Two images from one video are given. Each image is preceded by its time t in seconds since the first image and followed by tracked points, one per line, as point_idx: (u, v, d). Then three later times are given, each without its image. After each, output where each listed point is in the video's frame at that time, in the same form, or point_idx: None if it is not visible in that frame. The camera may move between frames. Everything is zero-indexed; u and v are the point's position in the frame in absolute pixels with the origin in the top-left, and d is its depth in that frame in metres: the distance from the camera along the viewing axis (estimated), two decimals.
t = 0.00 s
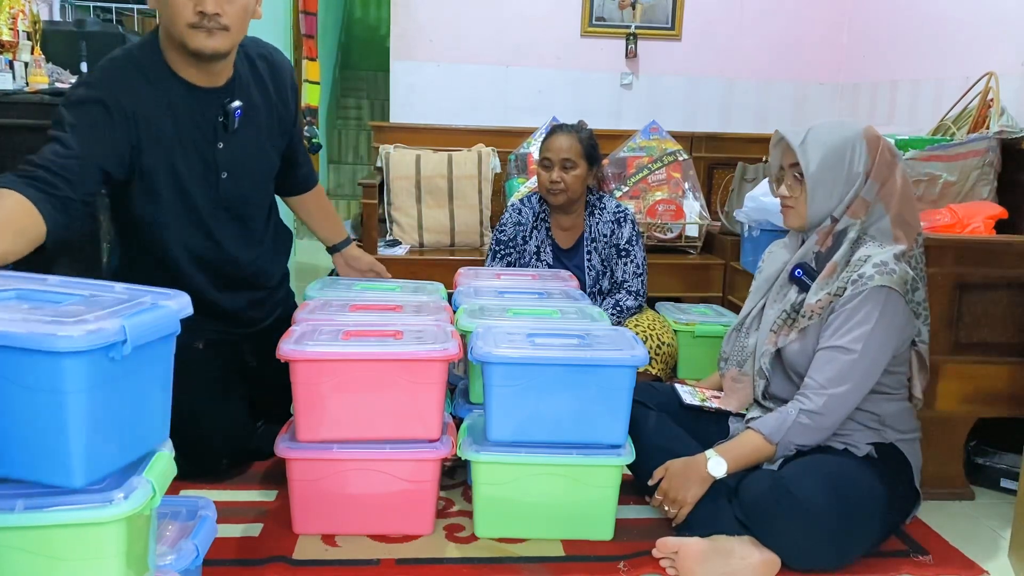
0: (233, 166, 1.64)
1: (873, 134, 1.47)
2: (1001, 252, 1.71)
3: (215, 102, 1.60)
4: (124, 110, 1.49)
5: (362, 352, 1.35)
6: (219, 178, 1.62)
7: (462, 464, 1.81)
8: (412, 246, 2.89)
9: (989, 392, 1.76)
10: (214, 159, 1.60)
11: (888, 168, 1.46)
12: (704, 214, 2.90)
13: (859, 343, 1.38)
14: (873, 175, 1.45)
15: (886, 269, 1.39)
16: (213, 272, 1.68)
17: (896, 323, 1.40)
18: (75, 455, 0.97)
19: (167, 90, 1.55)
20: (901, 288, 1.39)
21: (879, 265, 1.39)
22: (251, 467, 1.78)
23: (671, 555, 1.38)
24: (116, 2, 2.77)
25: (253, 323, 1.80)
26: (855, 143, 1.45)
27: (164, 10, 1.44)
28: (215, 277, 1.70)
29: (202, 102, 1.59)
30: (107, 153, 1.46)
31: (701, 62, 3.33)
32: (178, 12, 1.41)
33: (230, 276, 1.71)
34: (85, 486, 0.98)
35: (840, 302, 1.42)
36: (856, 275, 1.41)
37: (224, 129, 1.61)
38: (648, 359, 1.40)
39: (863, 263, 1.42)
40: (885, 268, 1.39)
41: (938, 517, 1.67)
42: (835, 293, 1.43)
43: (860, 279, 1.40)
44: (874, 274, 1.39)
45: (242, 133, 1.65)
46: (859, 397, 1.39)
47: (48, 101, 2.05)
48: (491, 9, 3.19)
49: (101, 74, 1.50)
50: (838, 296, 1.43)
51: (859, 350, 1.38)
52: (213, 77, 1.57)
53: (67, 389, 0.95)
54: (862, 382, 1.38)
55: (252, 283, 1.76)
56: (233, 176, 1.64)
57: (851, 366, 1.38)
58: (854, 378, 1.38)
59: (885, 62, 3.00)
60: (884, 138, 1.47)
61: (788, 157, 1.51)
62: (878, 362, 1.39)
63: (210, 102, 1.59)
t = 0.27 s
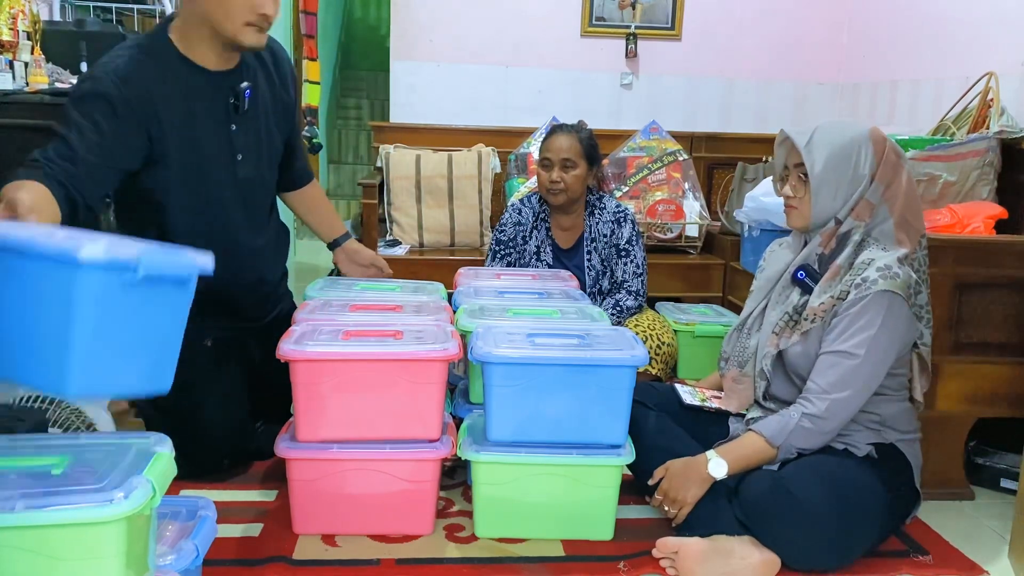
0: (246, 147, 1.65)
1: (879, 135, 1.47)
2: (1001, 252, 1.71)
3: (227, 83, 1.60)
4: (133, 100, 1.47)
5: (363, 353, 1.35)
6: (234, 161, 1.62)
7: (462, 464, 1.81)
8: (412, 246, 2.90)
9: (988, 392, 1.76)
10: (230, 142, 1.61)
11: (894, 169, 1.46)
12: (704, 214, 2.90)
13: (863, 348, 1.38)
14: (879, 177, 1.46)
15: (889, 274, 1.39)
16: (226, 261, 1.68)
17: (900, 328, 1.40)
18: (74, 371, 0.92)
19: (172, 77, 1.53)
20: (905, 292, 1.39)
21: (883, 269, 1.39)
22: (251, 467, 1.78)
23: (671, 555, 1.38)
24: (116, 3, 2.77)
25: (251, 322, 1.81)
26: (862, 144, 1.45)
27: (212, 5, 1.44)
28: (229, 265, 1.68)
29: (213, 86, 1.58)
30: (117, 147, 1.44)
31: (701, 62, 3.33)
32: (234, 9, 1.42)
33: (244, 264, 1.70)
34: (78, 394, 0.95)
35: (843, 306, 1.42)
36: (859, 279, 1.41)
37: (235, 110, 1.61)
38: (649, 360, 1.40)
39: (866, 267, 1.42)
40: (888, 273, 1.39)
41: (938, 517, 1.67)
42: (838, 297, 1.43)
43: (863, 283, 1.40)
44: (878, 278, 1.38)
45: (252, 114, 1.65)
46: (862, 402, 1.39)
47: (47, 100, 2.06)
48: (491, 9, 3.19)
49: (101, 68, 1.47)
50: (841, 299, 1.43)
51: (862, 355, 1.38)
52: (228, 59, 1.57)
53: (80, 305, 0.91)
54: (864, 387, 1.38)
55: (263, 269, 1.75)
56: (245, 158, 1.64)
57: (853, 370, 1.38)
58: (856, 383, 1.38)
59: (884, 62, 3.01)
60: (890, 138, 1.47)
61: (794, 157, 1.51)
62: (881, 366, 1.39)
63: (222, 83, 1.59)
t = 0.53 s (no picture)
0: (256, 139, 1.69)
1: (882, 135, 1.47)
2: (1001, 252, 1.71)
3: (240, 76, 1.64)
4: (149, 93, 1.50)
5: (362, 354, 1.36)
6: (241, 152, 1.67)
7: (462, 464, 1.81)
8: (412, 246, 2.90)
9: (988, 392, 1.76)
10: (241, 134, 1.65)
11: (897, 170, 1.46)
12: (704, 214, 2.90)
13: (864, 350, 1.38)
14: (880, 179, 1.45)
15: (889, 276, 1.39)
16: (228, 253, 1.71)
17: (900, 330, 1.40)
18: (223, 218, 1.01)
19: (186, 71, 1.56)
20: (905, 294, 1.39)
21: (883, 272, 1.39)
22: (251, 467, 1.78)
23: (671, 555, 1.38)
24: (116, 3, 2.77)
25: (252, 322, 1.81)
26: (863, 144, 1.45)
27: (245, 6, 1.48)
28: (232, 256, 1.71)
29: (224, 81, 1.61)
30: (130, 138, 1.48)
31: (701, 61, 3.33)
32: (268, 16, 1.49)
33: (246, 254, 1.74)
34: (279, 251, 1.14)
35: (844, 308, 1.42)
36: (859, 281, 1.41)
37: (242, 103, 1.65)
38: (648, 360, 1.40)
39: (867, 269, 1.42)
40: (889, 275, 1.39)
41: (938, 517, 1.67)
42: (838, 299, 1.44)
43: (864, 285, 1.40)
44: (878, 280, 1.38)
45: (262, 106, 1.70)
46: (862, 404, 1.39)
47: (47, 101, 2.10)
48: (491, 9, 3.19)
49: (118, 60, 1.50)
50: (842, 301, 1.43)
51: (862, 357, 1.38)
52: (242, 55, 1.62)
53: (220, 149, 1.02)
54: (865, 390, 1.38)
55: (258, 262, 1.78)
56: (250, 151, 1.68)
57: (854, 372, 1.38)
58: (857, 385, 1.38)
59: (884, 62, 3.01)
60: (892, 139, 1.47)
61: (796, 157, 1.52)
62: (882, 368, 1.39)
63: (235, 77, 1.63)
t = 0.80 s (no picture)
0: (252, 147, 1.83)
1: (882, 135, 1.45)
2: (1001, 252, 1.71)
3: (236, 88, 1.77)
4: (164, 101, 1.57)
5: (363, 354, 1.36)
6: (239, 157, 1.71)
7: (462, 464, 1.81)
8: (412, 246, 2.90)
9: (988, 392, 1.76)
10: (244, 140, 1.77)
11: (898, 170, 1.45)
12: (704, 214, 2.90)
13: (863, 350, 1.38)
14: (878, 181, 1.45)
15: (889, 277, 1.39)
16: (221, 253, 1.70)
17: (900, 331, 1.40)
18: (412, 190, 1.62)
19: (200, 81, 1.67)
20: (905, 295, 1.39)
21: (883, 272, 1.39)
22: (250, 467, 1.78)
23: (671, 555, 1.37)
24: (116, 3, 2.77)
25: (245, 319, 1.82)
26: (860, 146, 1.45)
27: (237, 28, 1.61)
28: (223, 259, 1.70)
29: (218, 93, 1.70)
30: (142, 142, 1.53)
31: (701, 61, 3.33)
32: (259, 38, 1.64)
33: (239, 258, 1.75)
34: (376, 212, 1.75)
35: (843, 309, 1.42)
36: (859, 282, 1.41)
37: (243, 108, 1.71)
38: (648, 360, 1.40)
39: (867, 269, 1.42)
40: (888, 275, 1.39)
41: (938, 517, 1.67)
42: (838, 299, 1.43)
43: (864, 285, 1.40)
44: (878, 280, 1.38)
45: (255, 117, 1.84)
46: (862, 404, 1.39)
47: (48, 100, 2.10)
48: (491, 10, 3.19)
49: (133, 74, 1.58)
50: (842, 302, 1.43)
51: (862, 357, 1.38)
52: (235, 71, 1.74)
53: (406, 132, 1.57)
54: (864, 390, 1.38)
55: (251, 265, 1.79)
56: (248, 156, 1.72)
57: (854, 373, 1.38)
58: (856, 385, 1.38)
59: (884, 62, 3.01)
60: (892, 138, 1.45)
61: (794, 158, 1.53)
62: (882, 368, 1.39)
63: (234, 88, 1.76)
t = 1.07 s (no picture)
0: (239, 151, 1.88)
1: (880, 135, 1.45)
2: (1001, 252, 1.71)
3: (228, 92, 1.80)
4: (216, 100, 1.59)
5: (362, 354, 1.36)
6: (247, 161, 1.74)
7: (462, 464, 1.81)
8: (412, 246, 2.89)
9: (988, 392, 1.76)
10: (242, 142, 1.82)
11: (897, 170, 1.45)
12: (704, 214, 2.90)
13: (863, 350, 1.38)
14: (877, 180, 1.45)
15: (889, 277, 1.39)
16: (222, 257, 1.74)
17: (900, 331, 1.40)
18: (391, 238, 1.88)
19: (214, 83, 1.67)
20: (905, 295, 1.39)
21: (883, 272, 1.39)
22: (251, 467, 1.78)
23: (671, 555, 1.37)
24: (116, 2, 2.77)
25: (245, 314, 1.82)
26: (858, 146, 1.45)
27: (229, 34, 1.64)
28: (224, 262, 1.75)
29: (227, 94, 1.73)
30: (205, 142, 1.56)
31: (701, 61, 3.33)
32: (247, 43, 1.66)
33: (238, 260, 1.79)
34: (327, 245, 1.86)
35: (843, 309, 1.42)
36: (859, 282, 1.41)
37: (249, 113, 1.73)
38: (648, 359, 1.40)
39: (867, 269, 1.42)
40: (888, 275, 1.39)
41: (938, 517, 1.67)
42: (838, 300, 1.44)
43: (864, 285, 1.40)
44: (878, 281, 1.39)
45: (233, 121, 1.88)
46: (861, 405, 1.39)
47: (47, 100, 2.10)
48: (491, 9, 3.19)
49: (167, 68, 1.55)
50: (841, 302, 1.43)
51: (862, 357, 1.38)
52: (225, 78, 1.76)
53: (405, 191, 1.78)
54: (864, 390, 1.38)
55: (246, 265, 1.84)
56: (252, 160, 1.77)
57: (853, 373, 1.38)
58: (856, 386, 1.38)
59: (884, 62, 3.01)
60: (890, 137, 1.45)
61: (792, 159, 1.52)
62: (881, 368, 1.39)
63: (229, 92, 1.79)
